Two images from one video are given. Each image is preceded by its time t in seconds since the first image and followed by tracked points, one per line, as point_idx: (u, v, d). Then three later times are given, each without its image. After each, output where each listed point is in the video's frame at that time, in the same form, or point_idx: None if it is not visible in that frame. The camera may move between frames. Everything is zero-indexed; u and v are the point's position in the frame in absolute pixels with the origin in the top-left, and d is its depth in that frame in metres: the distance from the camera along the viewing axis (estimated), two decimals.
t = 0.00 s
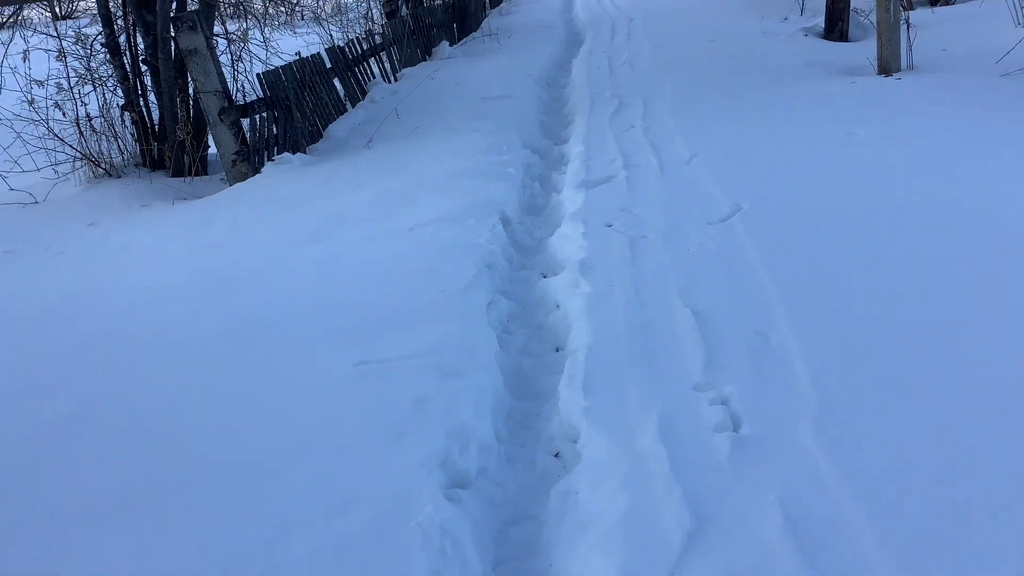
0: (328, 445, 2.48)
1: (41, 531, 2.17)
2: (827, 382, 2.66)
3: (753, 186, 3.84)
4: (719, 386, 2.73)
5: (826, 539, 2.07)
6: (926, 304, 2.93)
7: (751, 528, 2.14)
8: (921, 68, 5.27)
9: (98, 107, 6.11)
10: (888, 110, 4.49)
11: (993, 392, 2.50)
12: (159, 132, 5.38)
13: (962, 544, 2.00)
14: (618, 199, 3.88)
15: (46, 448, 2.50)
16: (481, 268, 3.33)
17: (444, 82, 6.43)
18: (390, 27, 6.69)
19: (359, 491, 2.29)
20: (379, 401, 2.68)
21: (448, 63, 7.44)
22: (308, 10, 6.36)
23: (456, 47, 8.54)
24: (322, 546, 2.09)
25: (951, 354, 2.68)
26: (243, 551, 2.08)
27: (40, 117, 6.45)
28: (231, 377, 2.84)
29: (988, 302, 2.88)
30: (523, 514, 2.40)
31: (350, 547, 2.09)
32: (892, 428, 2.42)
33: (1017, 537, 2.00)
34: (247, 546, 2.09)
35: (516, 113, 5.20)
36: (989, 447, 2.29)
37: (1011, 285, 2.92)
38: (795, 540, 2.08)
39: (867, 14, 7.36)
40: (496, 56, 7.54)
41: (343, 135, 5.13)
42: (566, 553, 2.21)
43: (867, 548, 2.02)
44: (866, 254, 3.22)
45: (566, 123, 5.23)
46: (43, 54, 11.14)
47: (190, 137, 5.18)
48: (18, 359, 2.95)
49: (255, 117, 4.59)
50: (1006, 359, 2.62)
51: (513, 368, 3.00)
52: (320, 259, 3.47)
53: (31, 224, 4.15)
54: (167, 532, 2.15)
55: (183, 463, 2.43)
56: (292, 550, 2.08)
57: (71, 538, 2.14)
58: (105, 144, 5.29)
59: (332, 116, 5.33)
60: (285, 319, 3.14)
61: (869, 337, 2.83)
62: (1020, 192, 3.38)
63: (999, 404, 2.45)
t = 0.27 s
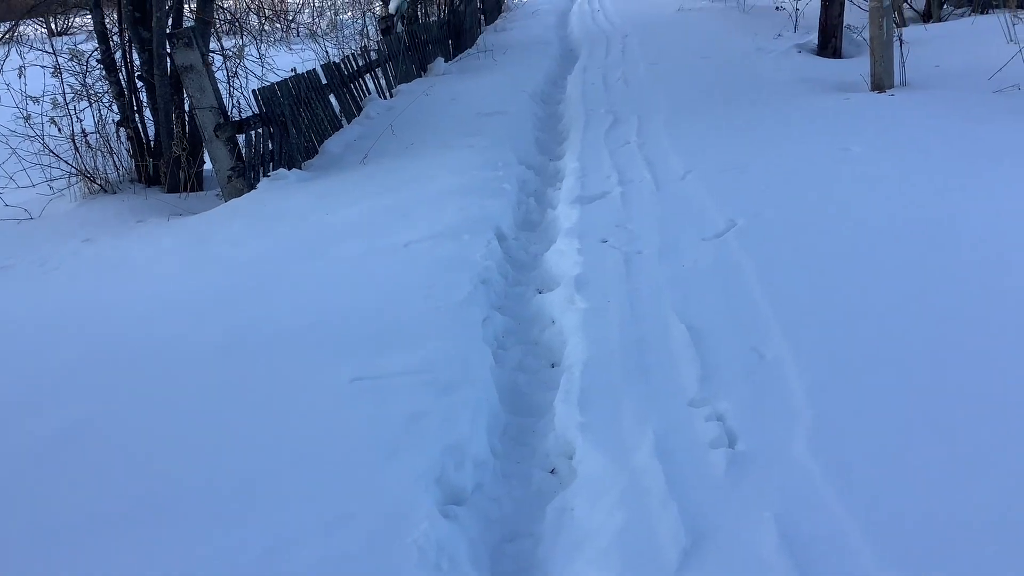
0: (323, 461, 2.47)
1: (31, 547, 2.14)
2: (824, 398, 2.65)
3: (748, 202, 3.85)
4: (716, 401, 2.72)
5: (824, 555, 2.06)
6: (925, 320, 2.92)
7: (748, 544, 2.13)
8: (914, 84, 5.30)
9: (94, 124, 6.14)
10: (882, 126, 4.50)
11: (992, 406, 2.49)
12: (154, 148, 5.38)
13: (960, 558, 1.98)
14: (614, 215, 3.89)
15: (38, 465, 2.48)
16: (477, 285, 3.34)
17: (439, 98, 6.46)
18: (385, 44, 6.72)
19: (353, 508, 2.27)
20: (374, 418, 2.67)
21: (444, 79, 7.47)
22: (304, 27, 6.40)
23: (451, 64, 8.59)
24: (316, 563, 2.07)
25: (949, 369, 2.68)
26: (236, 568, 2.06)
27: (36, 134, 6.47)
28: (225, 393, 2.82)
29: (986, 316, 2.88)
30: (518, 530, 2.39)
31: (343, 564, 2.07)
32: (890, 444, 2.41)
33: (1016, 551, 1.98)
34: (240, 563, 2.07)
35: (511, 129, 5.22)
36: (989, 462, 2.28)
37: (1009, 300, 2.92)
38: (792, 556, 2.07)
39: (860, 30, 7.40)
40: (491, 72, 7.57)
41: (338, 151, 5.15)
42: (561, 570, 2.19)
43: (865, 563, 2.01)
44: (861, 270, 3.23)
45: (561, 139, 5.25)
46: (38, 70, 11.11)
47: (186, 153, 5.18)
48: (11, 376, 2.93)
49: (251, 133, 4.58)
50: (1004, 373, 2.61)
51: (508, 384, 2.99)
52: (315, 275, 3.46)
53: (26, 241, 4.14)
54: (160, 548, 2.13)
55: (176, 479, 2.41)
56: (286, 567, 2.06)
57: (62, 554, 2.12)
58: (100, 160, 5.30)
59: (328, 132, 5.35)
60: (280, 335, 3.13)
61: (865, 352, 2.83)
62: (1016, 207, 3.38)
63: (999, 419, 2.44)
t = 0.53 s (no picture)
0: (315, 479, 2.45)
1: (19, 567, 2.11)
2: (818, 413, 2.65)
3: (740, 218, 3.86)
4: (710, 417, 2.72)
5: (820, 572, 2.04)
6: (918, 336, 2.93)
7: (743, 562, 2.12)
8: (904, 100, 5.34)
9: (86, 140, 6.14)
10: (873, 142, 4.53)
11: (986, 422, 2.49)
12: (146, 164, 5.39)
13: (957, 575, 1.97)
14: (606, 231, 3.90)
15: (27, 484, 2.45)
16: (470, 301, 3.34)
17: (433, 114, 6.49)
18: (378, 60, 6.76)
19: (345, 527, 2.25)
20: (366, 435, 2.66)
21: (437, 95, 7.51)
22: (297, 43, 6.44)
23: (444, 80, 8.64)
24: None
25: (942, 384, 2.68)
26: None
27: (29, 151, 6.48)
28: (217, 410, 2.81)
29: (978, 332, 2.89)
30: (512, 548, 2.37)
31: None
32: (884, 460, 2.40)
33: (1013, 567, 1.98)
34: None
35: (504, 145, 5.25)
36: (984, 478, 2.27)
37: (1001, 316, 2.93)
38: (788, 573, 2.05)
39: (850, 47, 7.47)
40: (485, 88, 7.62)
41: (331, 167, 5.16)
42: None
43: None
44: (854, 286, 3.24)
45: (554, 155, 5.28)
46: (31, 85, 11.10)
47: (178, 168, 5.20)
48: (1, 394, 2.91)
49: (244, 149, 4.59)
50: (997, 388, 2.62)
51: (502, 400, 2.98)
52: (308, 292, 3.46)
53: (18, 257, 4.13)
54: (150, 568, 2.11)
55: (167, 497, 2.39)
56: None
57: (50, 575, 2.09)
58: (93, 176, 5.31)
59: (321, 148, 5.36)
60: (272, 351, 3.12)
61: (858, 368, 2.83)
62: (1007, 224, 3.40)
63: (993, 434, 2.44)
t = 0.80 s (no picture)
0: (305, 499, 2.43)
1: None
2: (812, 430, 2.64)
3: (731, 235, 3.87)
4: (703, 434, 2.71)
5: None
6: (910, 352, 2.93)
7: None
8: (893, 117, 5.37)
9: (77, 157, 6.15)
10: (863, 159, 4.56)
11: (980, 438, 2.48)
12: (138, 181, 5.39)
13: None
14: (598, 248, 3.91)
15: (13, 504, 2.42)
16: (462, 317, 3.33)
17: (425, 131, 6.51)
18: (370, 76, 6.79)
19: (336, 546, 2.23)
20: (358, 453, 2.64)
21: (429, 112, 7.54)
22: (289, 61, 6.47)
23: (436, 97, 8.69)
24: None
25: (935, 400, 2.68)
26: None
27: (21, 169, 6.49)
28: (207, 428, 2.78)
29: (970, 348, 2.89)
30: (505, 566, 2.34)
31: None
32: (879, 477, 2.39)
33: None
34: None
35: (496, 162, 5.27)
36: (979, 494, 2.26)
37: (993, 332, 2.93)
38: None
39: (840, 64, 7.53)
40: (477, 105, 7.66)
41: (323, 184, 5.17)
42: None
43: None
44: (845, 303, 3.24)
45: (545, 172, 5.30)
46: (21, 102, 11.07)
47: (170, 185, 5.20)
48: None
49: (236, 165, 4.59)
50: (990, 403, 2.61)
51: (494, 417, 2.96)
52: (300, 309, 3.44)
53: (9, 273, 4.11)
54: None
55: (156, 516, 2.36)
56: None
57: None
58: (84, 193, 5.31)
59: (313, 165, 5.36)
60: (263, 369, 3.10)
61: (851, 384, 2.82)
62: (997, 239, 3.42)
63: (988, 449, 2.43)
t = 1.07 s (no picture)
0: (293, 518, 2.41)
1: None
2: (802, 446, 2.63)
3: (720, 252, 3.89)
4: (693, 450, 2.70)
5: None
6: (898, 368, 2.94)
7: None
8: (880, 135, 5.42)
9: (67, 176, 6.17)
10: (850, 176, 4.59)
11: (970, 454, 2.48)
12: (128, 199, 5.40)
13: None
14: (587, 265, 3.93)
15: None
16: (452, 335, 3.34)
17: (415, 149, 6.55)
18: (360, 95, 6.84)
19: (325, 566, 2.21)
20: (346, 472, 2.62)
21: (420, 130, 7.59)
22: (280, 79, 6.51)
23: (426, 115, 8.74)
24: None
25: (923, 416, 2.68)
26: None
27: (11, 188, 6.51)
28: (195, 447, 2.76)
29: (958, 364, 2.90)
30: None
31: None
32: (870, 493, 2.38)
33: None
34: None
35: (486, 180, 5.31)
36: (970, 509, 2.25)
37: (980, 348, 2.94)
38: None
39: (827, 82, 7.60)
40: (467, 122, 7.70)
41: (313, 201, 5.18)
42: None
43: None
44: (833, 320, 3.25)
45: (535, 190, 5.34)
46: (11, 122, 11.11)
47: (160, 203, 5.21)
48: None
49: (226, 184, 4.60)
50: (979, 419, 2.62)
51: (483, 435, 2.95)
52: (289, 328, 3.44)
53: None
54: None
55: (142, 537, 2.33)
56: None
57: None
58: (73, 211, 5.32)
59: (303, 182, 5.37)
60: (252, 387, 3.09)
61: (841, 401, 2.82)
62: (983, 256, 3.44)
63: (977, 465, 2.42)
